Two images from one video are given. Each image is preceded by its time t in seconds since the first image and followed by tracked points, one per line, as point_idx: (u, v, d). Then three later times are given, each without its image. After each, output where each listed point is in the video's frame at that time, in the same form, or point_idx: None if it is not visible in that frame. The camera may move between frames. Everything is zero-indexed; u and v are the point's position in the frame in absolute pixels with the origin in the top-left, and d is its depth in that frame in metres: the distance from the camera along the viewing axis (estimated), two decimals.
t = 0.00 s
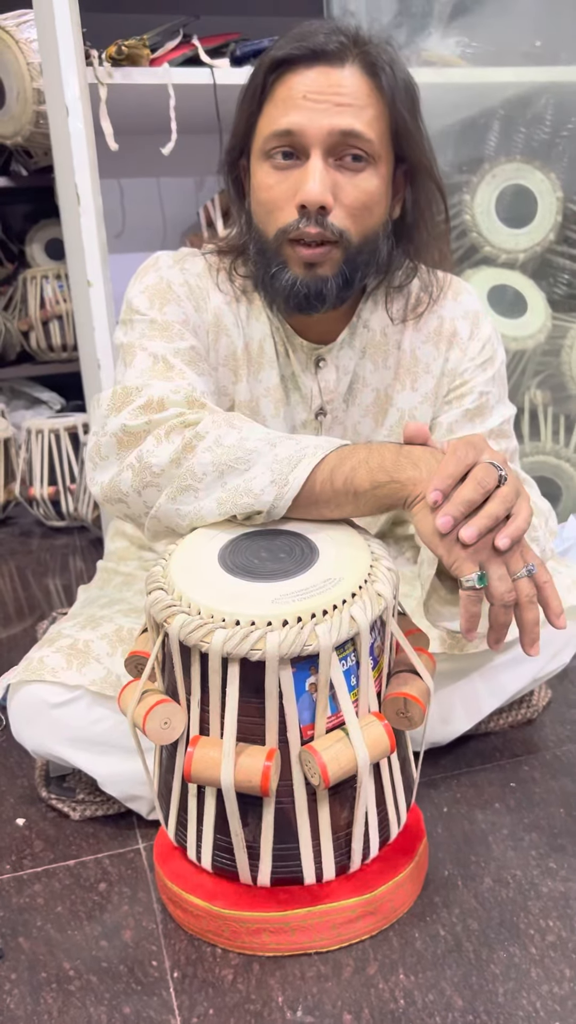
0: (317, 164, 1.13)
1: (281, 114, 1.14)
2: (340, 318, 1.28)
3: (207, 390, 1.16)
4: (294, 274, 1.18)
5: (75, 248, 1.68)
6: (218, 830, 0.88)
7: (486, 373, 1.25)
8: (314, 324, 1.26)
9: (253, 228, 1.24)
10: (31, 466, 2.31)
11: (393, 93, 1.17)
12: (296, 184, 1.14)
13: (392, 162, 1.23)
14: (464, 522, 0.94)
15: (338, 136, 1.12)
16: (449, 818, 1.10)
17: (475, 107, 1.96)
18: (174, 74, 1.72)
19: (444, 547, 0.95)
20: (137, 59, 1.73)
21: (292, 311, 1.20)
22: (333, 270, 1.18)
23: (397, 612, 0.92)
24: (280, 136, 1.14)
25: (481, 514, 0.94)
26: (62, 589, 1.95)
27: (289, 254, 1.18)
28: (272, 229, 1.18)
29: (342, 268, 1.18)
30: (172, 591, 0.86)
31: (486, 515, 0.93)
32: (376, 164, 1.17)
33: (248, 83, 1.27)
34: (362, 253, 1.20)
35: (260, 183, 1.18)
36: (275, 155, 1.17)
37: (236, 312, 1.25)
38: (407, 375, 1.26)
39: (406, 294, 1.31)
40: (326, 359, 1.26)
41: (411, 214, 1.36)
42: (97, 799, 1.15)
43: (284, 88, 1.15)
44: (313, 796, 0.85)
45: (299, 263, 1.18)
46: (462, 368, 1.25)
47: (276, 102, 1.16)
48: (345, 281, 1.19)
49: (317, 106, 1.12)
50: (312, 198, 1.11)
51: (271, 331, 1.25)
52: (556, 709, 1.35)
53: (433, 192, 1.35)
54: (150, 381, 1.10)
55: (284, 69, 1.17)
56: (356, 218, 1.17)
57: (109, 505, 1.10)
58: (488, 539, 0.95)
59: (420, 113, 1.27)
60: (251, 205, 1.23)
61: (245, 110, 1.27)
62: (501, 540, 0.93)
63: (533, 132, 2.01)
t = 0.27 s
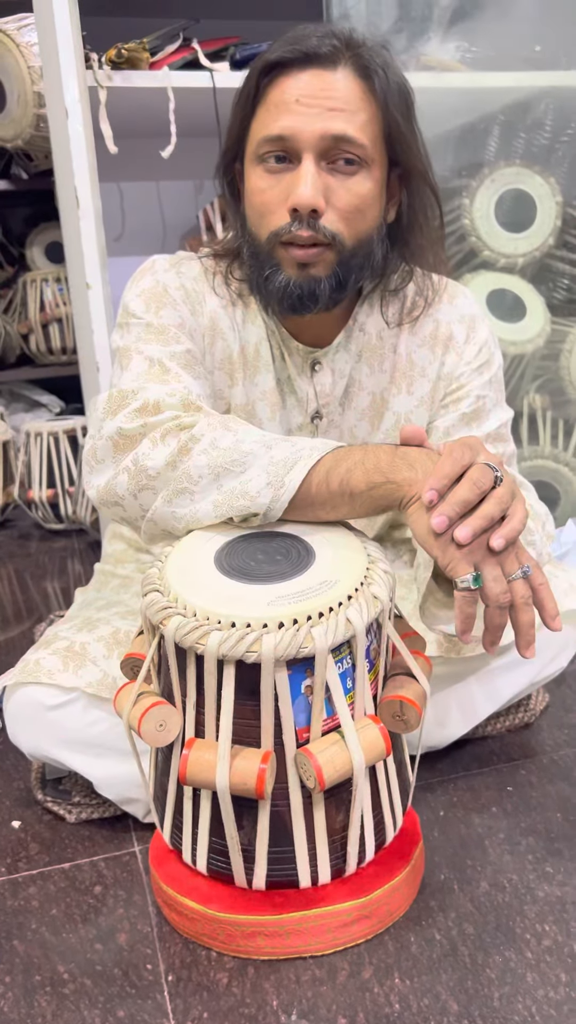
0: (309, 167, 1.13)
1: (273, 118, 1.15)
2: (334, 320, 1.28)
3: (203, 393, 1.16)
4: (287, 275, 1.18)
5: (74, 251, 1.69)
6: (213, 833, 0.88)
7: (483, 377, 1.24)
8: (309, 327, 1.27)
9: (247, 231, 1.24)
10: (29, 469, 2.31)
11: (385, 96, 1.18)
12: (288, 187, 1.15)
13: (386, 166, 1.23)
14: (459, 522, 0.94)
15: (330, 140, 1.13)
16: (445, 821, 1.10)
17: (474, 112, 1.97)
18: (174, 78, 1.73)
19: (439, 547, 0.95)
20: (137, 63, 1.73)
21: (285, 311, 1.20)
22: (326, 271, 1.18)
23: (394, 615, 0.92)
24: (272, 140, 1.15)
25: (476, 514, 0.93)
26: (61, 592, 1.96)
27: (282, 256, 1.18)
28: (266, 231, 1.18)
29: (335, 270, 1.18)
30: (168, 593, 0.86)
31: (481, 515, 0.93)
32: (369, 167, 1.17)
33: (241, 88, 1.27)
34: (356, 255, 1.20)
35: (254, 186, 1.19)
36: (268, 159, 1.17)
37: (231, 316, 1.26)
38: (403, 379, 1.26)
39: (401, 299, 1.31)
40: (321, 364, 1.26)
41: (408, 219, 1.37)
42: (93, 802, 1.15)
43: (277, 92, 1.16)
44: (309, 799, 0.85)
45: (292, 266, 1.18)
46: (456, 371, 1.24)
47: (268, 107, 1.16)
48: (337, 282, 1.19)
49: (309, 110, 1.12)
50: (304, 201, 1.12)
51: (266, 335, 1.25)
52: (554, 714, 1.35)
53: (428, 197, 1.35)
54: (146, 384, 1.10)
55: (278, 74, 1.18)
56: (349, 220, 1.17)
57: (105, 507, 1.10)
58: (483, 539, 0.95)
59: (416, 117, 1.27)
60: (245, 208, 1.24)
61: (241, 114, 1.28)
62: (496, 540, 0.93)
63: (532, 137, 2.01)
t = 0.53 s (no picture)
0: (300, 165, 1.13)
1: (268, 116, 1.15)
2: (324, 323, 1.28)
3: (199, 395, 1.16)
4: (275, 273, 1.17)
5: (75, 254, 1.69)
6: (210, 836, 0.87)
7: (480, 380, 1.25)
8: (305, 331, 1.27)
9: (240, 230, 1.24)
10: (29, 471, 2.31)
11: (380, 101, 1.18)
12: (278, 184, 1.14)
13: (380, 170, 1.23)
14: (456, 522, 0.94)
15: (322, 139, 1.13)
16: (443, 825, 1.10)
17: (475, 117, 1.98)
18: (174, 81, 1.73)
19: (436, 547, 0.95)
20: (137, 66, 1.74)
21: (273, 308, 1.19)
22: (313, 270, 1.17)
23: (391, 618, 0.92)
24: (265, 138, 1.15)
25: (474, 515, 0.94)
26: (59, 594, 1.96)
27: (269, 252, 1.17)
28: (255, 228, 1.18)
29: (321, 270, 1.17)
30: (165, 595, 0.86)
31: (479, 516, 0.93)
32: (362, 170, 1.17)
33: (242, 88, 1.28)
34: (344, 257, 1.19)
35: (246, 183, 1.19)
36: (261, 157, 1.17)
37: (228, 319, 1.26)
38: (400, 382, 1.26)
39: (401, 303, 1.31)
40: (318, 366, 1.26)
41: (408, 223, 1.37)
42: (90, 805, 1.15)
43: (272, 92, 1.17)
44: (306, 802, 0.84)
45: (277, 261, 1.17)
46: (453, 375, 1.25)
47: (264, 104, 1.17)
48: (324, 283, 1.18)
49: (302, 109, 1.13)
50: (293, 198, 1.11)
51: (262, 338, 1.25)
52: (552, 717, 1.35)
53: (426, 202, 1.36)
54: (143, 386, 1.10)
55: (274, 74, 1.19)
56: (338, 221, 1.17)
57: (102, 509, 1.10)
58: (480, 540, 0.95)
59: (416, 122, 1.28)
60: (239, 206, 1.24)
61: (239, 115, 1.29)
62: (492, 541, 0.94)
63: (532, 141, 2.02)
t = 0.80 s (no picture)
0: (314, 170, 1.13)
1: (284, 117, 1.15)
2: (331, 327, 1.28)
3: (199, 398, 1.16)
4: (281, 278, 1.18)
5: (75, 256, 1.69)
6: (208, 840, 0.87)
7: (481, 385, 1.25)
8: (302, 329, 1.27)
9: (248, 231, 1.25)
10: (28, 475, 2.31)
11: (396, 109, 1.19)
12: (292, 187, 1.15)
13: (391, 179, 1.24)
14: (453, 524, 0.94)
15: (337, 146, 1.13)
16: (441, 830, 1.10)
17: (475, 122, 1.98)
18: (175, 86, 1.74)
19: (433, 549, 0.95)
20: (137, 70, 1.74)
21: (278, 315, 1.20)
22: (320, 278, 1.18)
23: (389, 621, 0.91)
24: (281, 138, 1.15)
25: (471, 517, 0.94)
26: (58, 598, 1.95)
27: (278, 257, 1.18)
28: (265, 229, 1.18)
29: (329, 278, 1.18)
30: (164, 597, 0.86)
31: (476, 518, 0.93)
32: (375, 178, 1.18)
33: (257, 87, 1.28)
34: (352, 266, 1.20)
35: (258, 183, 1.19)
36: (275, 159, 1.17)
37: (229, 322, 1.26)
38: (400, 386, 1.26)
39: (401, 307, 1.32)
40: (319, 370, 1.26)
41: (409, 228, 1.37)
42: (88, 808, 1.15)
43: (290, 92, 1.17)
44: (304, 806, 0.84)
45: (285, 267, 1.17)
46: (454, 380, 1.25)
47: (281, 104, 1.17)
48: (332, 291, 1.18)
49: (321, 113, 1.13)
50: (306, 204, 1.12)
51: (262, 342, 1.25)
52: (551, 722, 1.35)
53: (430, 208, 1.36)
54: (143, 389, 1.10)
55: (293, 76, 1.19)
56: (348, 228, 1.18)
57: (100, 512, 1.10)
58: (477, 542, 0.95)
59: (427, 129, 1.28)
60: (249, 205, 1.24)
61: (254, 111, 1.29)
62: (490, 543, 0.94)
63: (533, 147, 2.02)
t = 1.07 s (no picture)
0: (311, 179, 1.14)
1: (280, 127, 1.16)
2: (332, 337, 1.29)
3: (202, 403, 1.16)
4: (283, 288, 1.19)
5: (77, 262, 1.70)
6: (208, 845, 0.87)
7: (484, 391, 1.25)
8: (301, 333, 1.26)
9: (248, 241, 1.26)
10: (29, 479, 2.31)
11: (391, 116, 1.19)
12: (290, 197, 1.15)
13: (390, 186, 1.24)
14: (453, 532, 0.94)
15: (333, 154, 1.14)
16: (441, 835, 1.10)
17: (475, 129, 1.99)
18: (176, 92, 1.75)
19: (432, 556, 0.95)
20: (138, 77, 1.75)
21: (281, 324, 1.21)
22: (322, 287, 1.19)
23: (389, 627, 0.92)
24: (276, 149, 1.16)
25: (471, 525, 0.94)
26: (58, 603, 1.96)
27: (278, 266, 1.18)
28: (265, 240, 1.19)
29: (331, 286, 1.19)
30: (164, 602, 0.86)
31: (475, 527, 0.93)
32: (371, 185, 1.18)
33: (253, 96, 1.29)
34: (352, 273, 1.21)
35: (257, 194, 1.20)
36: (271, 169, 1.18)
37: (233, 327, 1.26)
38: (404, 392, 1.27)
39: (403, 313, 1.32)
40: (322, 376, 1.27)
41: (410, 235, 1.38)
42: (88, 813, 1.15)
43: (285, 102, 1.17)
44: (304, 812, 0.84)
45: (286, 276, 1.18)
46: (460, 386, 1.25)
47: (276, 115, 1.18)
48: (333, 298, 1.19)
49: (315, 122, 1.14)
50: (304, 212, 1.12)
51: (265, 349, 1.26)
52: (551, 728, 1.35)
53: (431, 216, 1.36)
54: (145, 394, 1.10)
55: (288, 87, 1.20)
56: (348, 236, 1.18)
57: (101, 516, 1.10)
58: (476, 551, 0.95)
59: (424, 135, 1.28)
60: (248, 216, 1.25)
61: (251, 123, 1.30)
62: (488, 553, 0.94)
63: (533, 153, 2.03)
